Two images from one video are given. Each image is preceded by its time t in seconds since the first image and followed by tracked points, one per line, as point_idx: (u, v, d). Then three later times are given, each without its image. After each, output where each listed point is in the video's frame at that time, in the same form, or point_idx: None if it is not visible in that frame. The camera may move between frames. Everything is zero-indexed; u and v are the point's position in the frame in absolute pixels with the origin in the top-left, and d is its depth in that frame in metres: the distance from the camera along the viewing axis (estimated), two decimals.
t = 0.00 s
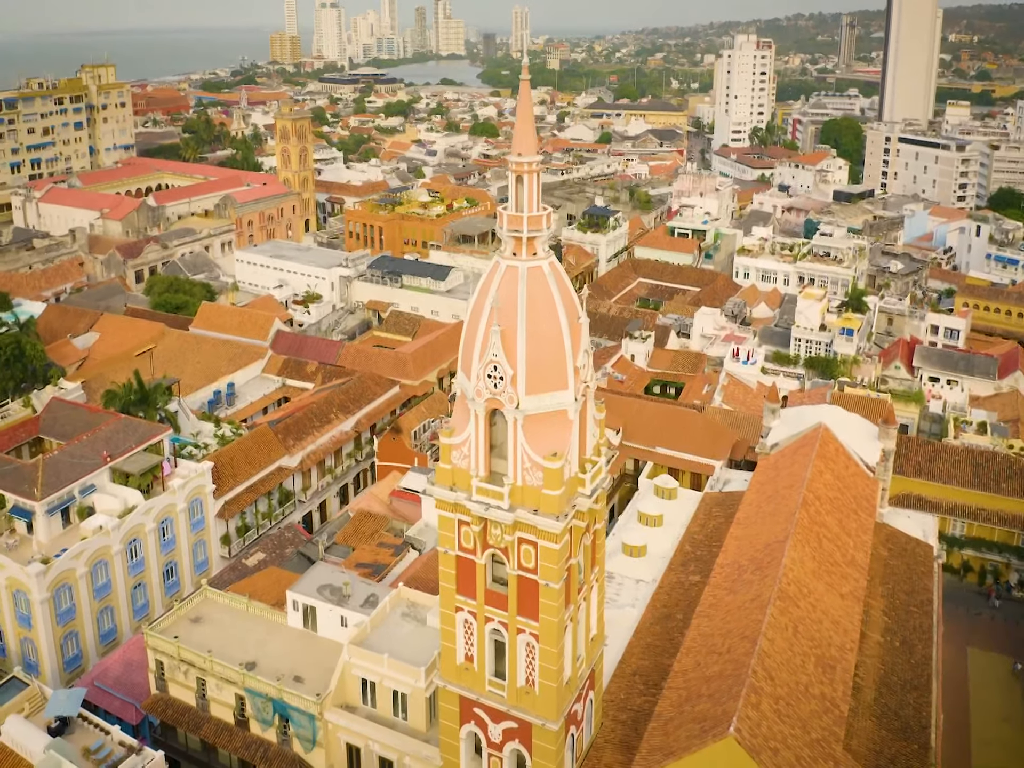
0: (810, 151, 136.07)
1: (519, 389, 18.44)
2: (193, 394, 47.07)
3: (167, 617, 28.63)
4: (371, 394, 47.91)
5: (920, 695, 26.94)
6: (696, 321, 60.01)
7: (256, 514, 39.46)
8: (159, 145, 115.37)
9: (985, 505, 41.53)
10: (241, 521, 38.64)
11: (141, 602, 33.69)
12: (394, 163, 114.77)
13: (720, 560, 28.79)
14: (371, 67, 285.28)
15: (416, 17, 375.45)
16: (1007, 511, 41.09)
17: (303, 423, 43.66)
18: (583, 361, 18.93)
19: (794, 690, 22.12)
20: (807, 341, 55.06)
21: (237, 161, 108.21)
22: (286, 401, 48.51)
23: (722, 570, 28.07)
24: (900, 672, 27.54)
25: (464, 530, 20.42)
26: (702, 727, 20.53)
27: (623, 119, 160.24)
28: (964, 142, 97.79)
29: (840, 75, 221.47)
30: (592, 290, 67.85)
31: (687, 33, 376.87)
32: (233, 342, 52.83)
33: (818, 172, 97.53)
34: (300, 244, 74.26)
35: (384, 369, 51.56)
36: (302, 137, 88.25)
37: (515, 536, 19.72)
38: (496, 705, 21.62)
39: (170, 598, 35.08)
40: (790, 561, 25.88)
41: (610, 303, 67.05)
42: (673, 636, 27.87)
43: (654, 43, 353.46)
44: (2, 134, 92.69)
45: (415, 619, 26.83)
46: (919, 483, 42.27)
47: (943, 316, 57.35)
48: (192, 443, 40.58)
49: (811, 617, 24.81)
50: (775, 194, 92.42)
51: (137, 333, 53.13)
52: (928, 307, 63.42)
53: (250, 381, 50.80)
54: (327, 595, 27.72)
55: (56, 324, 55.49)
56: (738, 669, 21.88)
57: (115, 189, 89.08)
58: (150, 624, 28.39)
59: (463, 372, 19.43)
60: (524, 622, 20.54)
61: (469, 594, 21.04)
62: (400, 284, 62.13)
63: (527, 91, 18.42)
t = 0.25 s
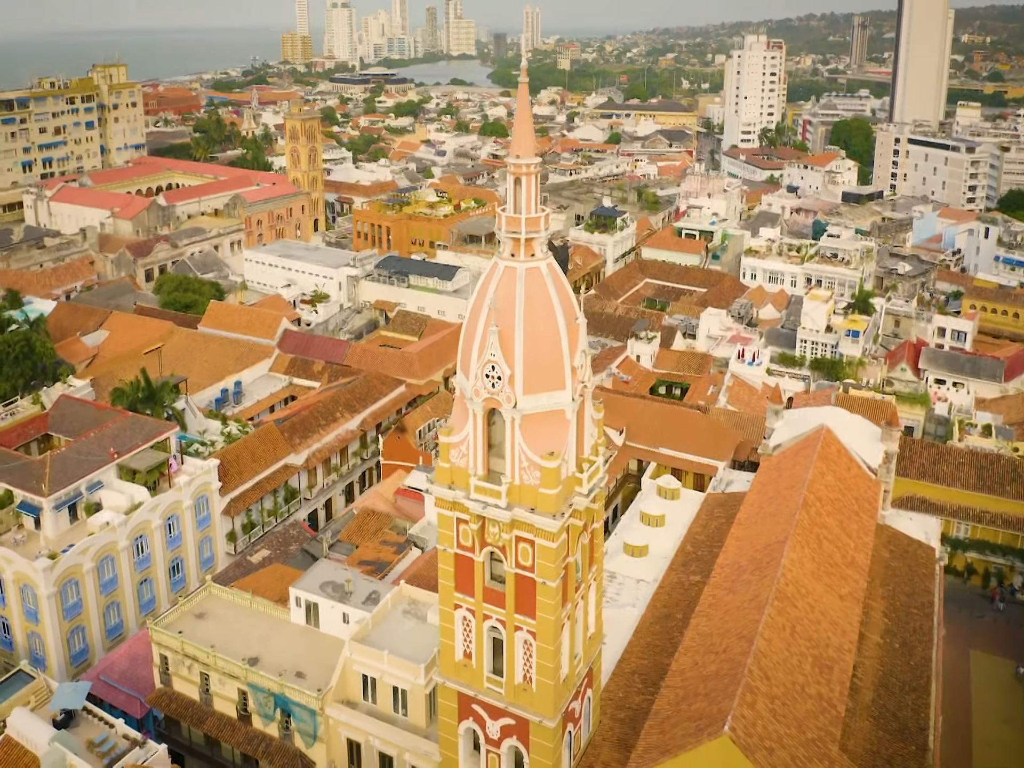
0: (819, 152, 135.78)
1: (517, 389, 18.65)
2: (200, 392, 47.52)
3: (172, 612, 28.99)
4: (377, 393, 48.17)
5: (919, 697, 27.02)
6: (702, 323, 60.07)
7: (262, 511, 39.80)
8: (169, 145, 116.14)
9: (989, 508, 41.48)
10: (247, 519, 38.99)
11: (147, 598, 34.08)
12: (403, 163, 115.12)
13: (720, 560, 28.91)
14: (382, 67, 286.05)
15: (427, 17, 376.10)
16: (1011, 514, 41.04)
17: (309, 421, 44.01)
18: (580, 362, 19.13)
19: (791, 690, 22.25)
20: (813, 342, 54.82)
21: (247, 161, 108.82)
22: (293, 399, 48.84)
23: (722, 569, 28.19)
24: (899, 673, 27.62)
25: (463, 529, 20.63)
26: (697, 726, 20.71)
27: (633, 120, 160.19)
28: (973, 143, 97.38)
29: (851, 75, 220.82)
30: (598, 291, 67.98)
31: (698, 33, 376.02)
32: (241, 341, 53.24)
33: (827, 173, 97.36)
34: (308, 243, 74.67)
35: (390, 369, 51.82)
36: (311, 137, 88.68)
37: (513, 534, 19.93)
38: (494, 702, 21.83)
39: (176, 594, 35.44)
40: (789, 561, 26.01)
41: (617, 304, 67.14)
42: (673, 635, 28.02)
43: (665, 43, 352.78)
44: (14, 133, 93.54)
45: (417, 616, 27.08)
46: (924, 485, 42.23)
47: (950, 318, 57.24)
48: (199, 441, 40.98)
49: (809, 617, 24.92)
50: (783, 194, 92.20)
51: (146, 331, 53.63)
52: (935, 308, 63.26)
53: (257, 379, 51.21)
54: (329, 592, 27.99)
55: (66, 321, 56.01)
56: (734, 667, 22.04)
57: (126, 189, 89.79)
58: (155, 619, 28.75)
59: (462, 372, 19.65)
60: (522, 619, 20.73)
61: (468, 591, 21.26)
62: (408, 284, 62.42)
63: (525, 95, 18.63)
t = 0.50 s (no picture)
0: (829, 152, 135.40)
1: (515, 388, 18.87)
2: (208, 390, 47.95)
3: (177, 607, 29.34)
4: (382, 391, 48.44)
5: (917, 698, 27.08)
6: (708, 323, 60.12)
7: (268, 508, 40.16)
8: (180, 144, 116.88)
9: (994, 510, 41.42)
10: (253, 515, 39.35)
11: (154, 593, 34.44)
12: (412, 162, 115.54)
13: (720, 560, 29.04)
14: (393, 66, 286.71)
15: (437, 17, 376.51)
16: (1015, 517, 40.96)
17: (315, 419, 44.34)
18: (578, 363, 19.32)
19: (787, 690, 22.37)
20: (819, 344, 54.74)
21: (257, 160, 109.44)
22: (299, 397, 49.16)
23: (721, 570, 28.30)
24: (898, 674, 27.68)
25: (461, 527, 20.84)
26: (692, 724, 20.88)
27: (642, 120, 160.12)
28: (984, 144, 96.95)
29: (863, 76, 220.01)
30: (605, 291, 68.12)
31: (709, 32, 375.31)
32: (249, 339, 53.66)
33: (836, 174, 97.13)
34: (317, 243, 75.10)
35: (396, 368, 52.08)
36: (320, 137, 89.10)
37: (510, 532, 20.12)
38: (492, 698, 22.04)
39: (182, 590, 35.81)
40: (788, 562, 26.10)
41: (623, 304, 67.28)
42: (672, 635, 28.17)
43: (676, 43, 351.93)
44: (26, 132, 94.38)
45: (418, 613, 27.34)
46: (927, 487, 42.27)
47: (957, 319, 57.13)
48: (206, 438, 41.38)
49: (807, 618, 25.03)
50: (792, 195, 92.02)
51: (155, 329, 54.11)
52: (943, 310, 63.10)
53: (264, 378, 51.58)
54: (332, 589, 28.29)
55: (76, 319, 56.55)
56: (730, 667, 22.19)
57: (136, 187, 90.42)
58: (160, 614, 29.10)
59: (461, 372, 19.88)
60: (519, 617, 20.91)
61: (466, 589, 21.47)
62: (415, 283, 62.72)
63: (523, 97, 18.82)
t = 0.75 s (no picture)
0: (839, 153, 135.01)
1: (513, 388, 19.08)
2: (215, 389, 48.39)
3: (181, 603, 29.68)
4: (388, 390, 48.70)
5: (916, 699, 27.14)
6: (714, 324, 60.18)
7: (273, 505, 40.50)
8: (191, 143, 117.55)
9: (998, 513, 41.35)
10: (259, 512, 39.71)
11: (160, 589, 34.81)
12: (421, 162, 115.88)
13: (720, 560, 29.16)
14: (404, 66, 287.20)
15: (448, 17, 376.74)
16: (1020, 519, 40.87)
17: (321, 418, 44.66)
18: (576, 363, 19.52)
19: (784, 689, 22.50)
20: (824, 345, 54.64)
21: (267, 160, 109.98)
22: (306, 396, 49.49)
23: (721, 570, 28.42)
24: (897, 675, 27.75)
25: (460, 524, 21.05)
26: (688, 723, 21.05)
27: (652, 120, 159.95)
28: (994, 146, 96.53)
29: (875, 76, 219.12)
30: (611, 291, 68.22)
31: (720, 32, 374.49)
32: (257, 338, 54.06)
33: (845, 175, 96.88)
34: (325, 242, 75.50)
35: (403, 367, 52.38)
36: (329, 137, 89.49)
37: (508, 531, 20.33)
38: (490, 695, 22.26)
39: (188, 585, 36.18)
40: (786, 563, 26.21)
41: (630, 304, 67.38)
42: (672, 634, 28.32)
43: (687, 43, 350.67)
44: (38, 131, 95.15)
45: (419, 610, 27.60)
46: (931, 489, 42.28)
47: (964, 322, 57.05)
48: (212, 436, 41.77)
49: (805, 619, 25.13)
50: (801, 195, 91.83)
51: (163, 327, 54.59)
52: (950, 312, 62.92)
53: (271, 377, 51.99)
54: (334, 586, 28.57)
55: (86, 317, 57.10)
56: (727, 666, 22.35)
57: (147, 186, 91.05)
58: (165, 609, 29.46)
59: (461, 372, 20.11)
60: (516, 615, 21.13)
61: (465, 586, 21.69)
62: (421, 283, 63.02)
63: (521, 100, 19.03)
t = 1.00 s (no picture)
0: (849, 154, 134.65)
1: (510, 388, 19.31)
2: (222, 387, 48.73)
3: (186, 598, 30.02)
4: (394, 389, 48.97)
5: (915, 700, 27.19)
6: (720, 324, 60.24)
7: (278, 502, 40.86)
8: (201, 142, 118.20)
9: (1002, 515, 41.28)
10: (264, 509, 40.07)
11: (165, 584, 35.19)
12: (430, 162, 116.24)
13: (720, 560, 29.29)
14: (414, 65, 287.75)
15: (458, 17, 377.23)
16: None
17: (327, 416, 44.98)
18: (573, 363, 19.73)
19: (780, 689, 22.64)
20: (830, 346, 54.53)
21: (277, 159, 110.50)
22: (312, 395, 49.84)
23: (721, 570, 28.56)
24: (896, 677, 27.81)
25: (459, 523, 21.27)
26: (684, 721, 21.23)
27: (661, 120, 159.81)
28: (1003, 147, 96.17)
29: (886, 76, 218.29)
30: (617, 291, 68.34)
31: (731, 32, 373.68)
32: (264, 336, 54.44)
33: (853, 176, 96.67)
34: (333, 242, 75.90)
35: (409, 366, 52.63)
36: (338, 136, 89.84)
37: (506, 529, 20.55)
38: (488, 692, 22.45)
39: (194, 581, 36.54)
40: (785, 563, 26.33)
41: (636, 304, 67.49)
42: (672, 634, 28.46)
43: (698, 43, 349.89)
44: (49, 130, 95.90)
45: (419, 608, 27.86)
46: (934, 491, 42.24)
47: (971, 324, 57.13)
48: (219, 434, 42.17)
49: (802, 619, 25.26)
50: (809, 196, 91.64)
51: (172, 326, 55.05)
52: (957, 314, 62.76)
53: (278, 375, 52.35)
54: (337, 583, 28.84)
55: (95, 315, 57.65)
56: (723, 665, 22.52)
57: (157, 185, 91.70)
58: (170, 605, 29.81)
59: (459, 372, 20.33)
60: (514, 612, 21.34)
61: (464, 584, 21.91)
62: (428, 282, 63.31)
63: (520, 103, 19.27)
